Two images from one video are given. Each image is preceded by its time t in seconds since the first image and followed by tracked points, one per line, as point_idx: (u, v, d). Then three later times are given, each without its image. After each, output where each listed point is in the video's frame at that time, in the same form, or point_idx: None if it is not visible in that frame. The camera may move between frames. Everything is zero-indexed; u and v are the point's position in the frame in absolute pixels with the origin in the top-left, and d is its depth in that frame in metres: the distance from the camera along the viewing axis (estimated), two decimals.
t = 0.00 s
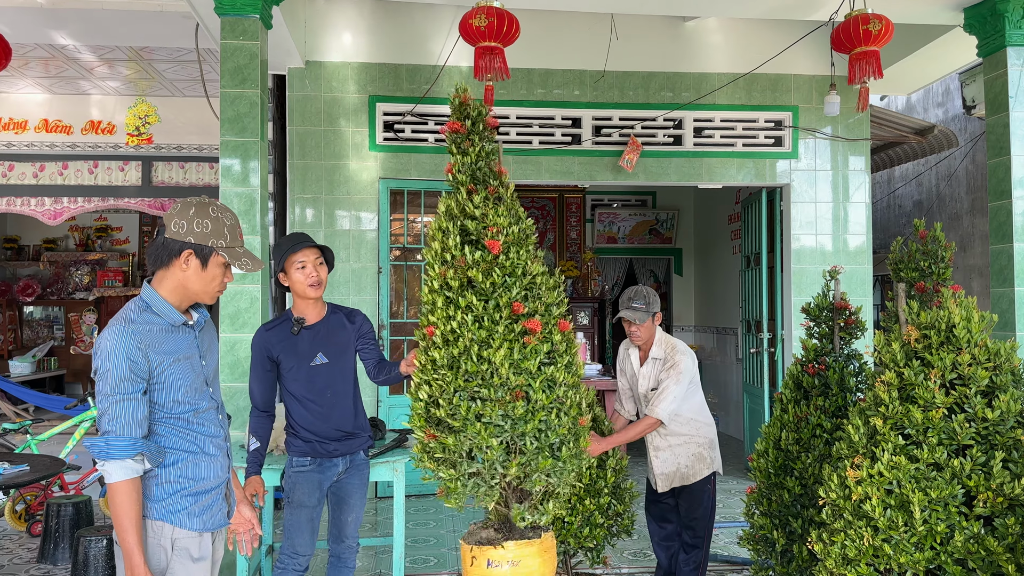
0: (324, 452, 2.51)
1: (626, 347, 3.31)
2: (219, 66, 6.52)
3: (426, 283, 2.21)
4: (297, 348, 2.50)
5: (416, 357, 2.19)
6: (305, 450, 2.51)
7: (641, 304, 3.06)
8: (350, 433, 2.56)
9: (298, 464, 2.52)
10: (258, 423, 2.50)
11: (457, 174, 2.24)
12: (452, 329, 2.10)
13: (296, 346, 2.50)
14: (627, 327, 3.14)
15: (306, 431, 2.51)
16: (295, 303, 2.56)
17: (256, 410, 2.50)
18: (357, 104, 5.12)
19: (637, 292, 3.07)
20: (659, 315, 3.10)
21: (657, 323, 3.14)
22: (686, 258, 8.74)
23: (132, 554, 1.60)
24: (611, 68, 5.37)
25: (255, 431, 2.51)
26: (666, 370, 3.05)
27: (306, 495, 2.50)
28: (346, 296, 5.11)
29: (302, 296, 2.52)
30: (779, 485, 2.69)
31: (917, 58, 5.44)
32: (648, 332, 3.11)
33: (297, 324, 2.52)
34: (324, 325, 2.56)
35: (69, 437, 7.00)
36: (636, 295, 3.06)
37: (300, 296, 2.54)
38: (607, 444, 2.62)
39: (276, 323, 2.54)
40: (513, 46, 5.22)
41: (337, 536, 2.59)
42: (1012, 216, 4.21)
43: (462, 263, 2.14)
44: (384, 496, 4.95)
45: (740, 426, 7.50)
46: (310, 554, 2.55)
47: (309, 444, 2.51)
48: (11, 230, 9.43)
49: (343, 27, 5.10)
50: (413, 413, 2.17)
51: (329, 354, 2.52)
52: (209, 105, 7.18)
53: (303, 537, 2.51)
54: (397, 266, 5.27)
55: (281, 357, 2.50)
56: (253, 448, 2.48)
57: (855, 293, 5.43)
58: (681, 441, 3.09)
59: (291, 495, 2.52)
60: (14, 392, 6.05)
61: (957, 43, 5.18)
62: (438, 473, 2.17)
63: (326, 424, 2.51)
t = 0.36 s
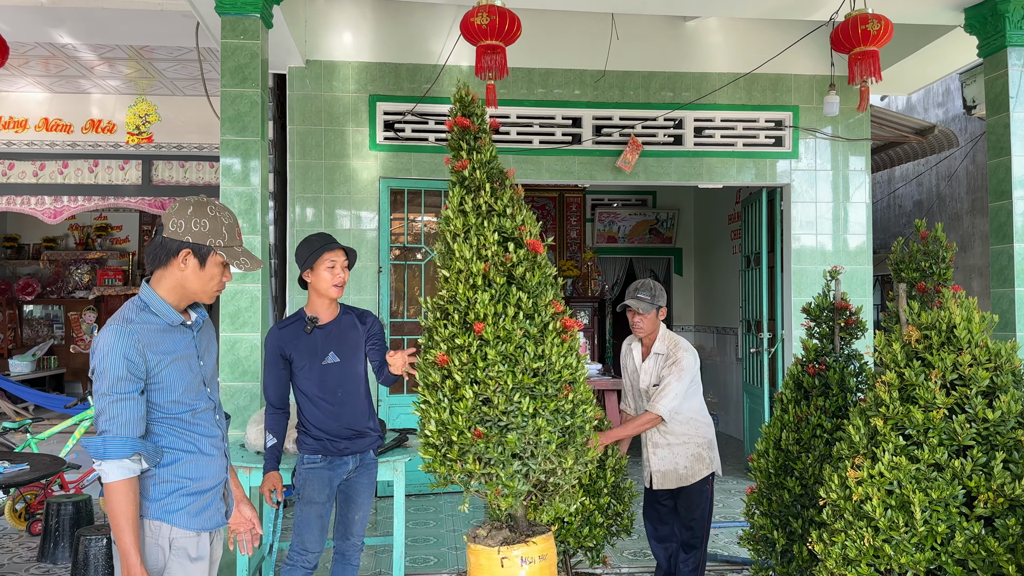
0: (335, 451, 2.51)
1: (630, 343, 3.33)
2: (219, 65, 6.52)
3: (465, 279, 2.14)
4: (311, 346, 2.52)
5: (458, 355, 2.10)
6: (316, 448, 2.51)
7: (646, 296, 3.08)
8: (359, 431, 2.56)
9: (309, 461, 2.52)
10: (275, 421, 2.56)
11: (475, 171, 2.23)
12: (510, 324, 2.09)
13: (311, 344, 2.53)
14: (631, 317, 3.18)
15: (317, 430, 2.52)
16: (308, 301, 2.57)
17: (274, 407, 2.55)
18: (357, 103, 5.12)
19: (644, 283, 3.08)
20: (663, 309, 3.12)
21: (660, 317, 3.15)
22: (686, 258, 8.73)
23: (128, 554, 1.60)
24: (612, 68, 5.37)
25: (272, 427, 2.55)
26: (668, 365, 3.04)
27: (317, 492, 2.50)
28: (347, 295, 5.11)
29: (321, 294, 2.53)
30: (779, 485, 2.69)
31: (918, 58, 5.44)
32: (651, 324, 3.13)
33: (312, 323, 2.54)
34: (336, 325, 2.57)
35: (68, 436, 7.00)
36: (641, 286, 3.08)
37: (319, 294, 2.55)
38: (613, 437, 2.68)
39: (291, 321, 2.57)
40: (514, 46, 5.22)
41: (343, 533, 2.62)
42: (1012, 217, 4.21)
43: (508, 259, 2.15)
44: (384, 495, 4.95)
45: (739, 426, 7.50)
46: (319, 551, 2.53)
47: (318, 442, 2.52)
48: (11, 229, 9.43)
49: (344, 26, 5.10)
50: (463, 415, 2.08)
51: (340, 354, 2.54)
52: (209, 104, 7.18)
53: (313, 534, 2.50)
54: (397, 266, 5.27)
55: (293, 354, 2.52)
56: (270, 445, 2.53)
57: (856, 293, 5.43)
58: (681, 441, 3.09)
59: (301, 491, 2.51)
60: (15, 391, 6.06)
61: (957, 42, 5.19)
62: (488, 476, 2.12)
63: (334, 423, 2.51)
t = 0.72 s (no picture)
0: (342, 450, 2.53)
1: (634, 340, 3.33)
2: (220, 64, 6.51)
3: (511, 275, 2.12)
4: (325, 342, 2.53)
5: (517, 351, 2.08)
6: (323, 446, 2.52)
7: (650, 292, 3.07)
8: (363, 431, 2.60)
9: (315, 459, 2.51)
10: (280, 414, 2.50)
11: (496, 170, 2.25)
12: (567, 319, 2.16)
13: (324, 340, 2.53)
14: (636, 313, 3.18)
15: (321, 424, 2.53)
16: (321, 295, 2.56)
17: (280, 400, 2.49)
18: (358, 102, 5.12)
19: (648, 280, 3.07)
20: (666, 306, 3.12)
21: (664, 314, 3.16)
22: (687, 257, 8.74)
23: (127, 554, 1.60)
24: (613, 67, 5.37)
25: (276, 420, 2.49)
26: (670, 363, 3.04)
27: (324, 491, 2.51)
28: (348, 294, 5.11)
29: (340, 294, 2.53)
30: (781, 485, 2.69)
31: (919, 58, 5.43)
32: (654, 320, 3.14)
33: (325, 319, 2.54)
34: (348, 325, 2.60)
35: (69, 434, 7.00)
36: (646, 283, 3.09)
37: (335, 291, 2.54)
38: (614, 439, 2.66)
39: (302, 315, 2.54)
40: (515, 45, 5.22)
41: (344, 532, 2.62)
42: (1014, 216, 4.21)
43: (549, 257, 2.21)
44: (385, 494, 4.96)
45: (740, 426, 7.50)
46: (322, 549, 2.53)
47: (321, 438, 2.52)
48: (11, 228, 9.44)
49: (345, 25, 5.10)
50: (525, 411, 2.07)
51: (355, 351, 2.58)
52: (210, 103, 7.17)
53: (318, 532, 2.51)
54: (397, 265, 5.27)
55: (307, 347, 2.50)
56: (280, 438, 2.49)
57: (857, 292, 5.43)
58: (682, 441, 3.09)
59: (306, 490, 2.52)
60: (16, 389, 6.05)
61: (959, 42, 5.18)
62: (541, 470, 2.12)
63: (341, 421, 2.54)
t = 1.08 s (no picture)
0: (340, 448, 2.55)
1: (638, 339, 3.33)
2: (221, 63, 6.51)
3: (554, 271, 2.17)
4: (332, 338, 2.54)
5: (568, 344, 2.15)
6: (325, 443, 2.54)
7: (654, 291, 3.07)
8: (364, 430, 2.61)
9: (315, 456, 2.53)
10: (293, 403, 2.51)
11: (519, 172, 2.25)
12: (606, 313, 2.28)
13: (334, 336, 2.55)
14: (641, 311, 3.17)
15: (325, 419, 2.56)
16: (335, 291, 2.57)
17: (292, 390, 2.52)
18: (360, 101, 5.11)
19: (652, 279, 3.06)
20: (671, 305, 3.12)
21: (668, 312, 3.15)
22: (687, 256, 8.76)
23: (160, 555, 1.61)
24: (614, 66, 5.37)
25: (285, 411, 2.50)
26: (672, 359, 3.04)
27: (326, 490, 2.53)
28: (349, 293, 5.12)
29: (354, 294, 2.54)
30: (784, 483, 2.69)
31: (921, 57, 5.43)
32: (659, 319, 3.13)
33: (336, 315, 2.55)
34: (356, 324, 2.60)
35: (70, 433, 7.00)
36: (650, 282, 3.08)
37: (349, 289, 2.54)
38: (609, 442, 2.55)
39: (313, 311, 2.56)
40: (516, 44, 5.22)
41: (343, 530, 2.63)
42: (1015, 216, 4.21)
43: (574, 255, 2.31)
44: (386, 492, 4.96)
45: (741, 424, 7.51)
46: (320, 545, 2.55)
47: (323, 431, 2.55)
48: (12, 225, 9.45)
49: (346, 23, 5.10)
50: (575, 401, 2.15)
51: (359, 351, 2.58)
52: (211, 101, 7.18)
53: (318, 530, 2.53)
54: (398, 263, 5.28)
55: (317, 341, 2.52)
56: (305, 424, 2.47)
57: (858, 291, 5.44)
58: (683, 439, 3.09)
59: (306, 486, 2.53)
60: (17, 387, 6.06)
61: (960, 42, 5.19)
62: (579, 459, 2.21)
63: (341, 418, 2.56)
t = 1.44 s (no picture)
0: (345, 447, 2.56)
1: (617, 357, 3.31)
2: (222, 61, 6.51)
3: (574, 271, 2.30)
4: (341, 337, 2.56)
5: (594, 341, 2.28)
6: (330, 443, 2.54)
7: (625, 302, 3.07)
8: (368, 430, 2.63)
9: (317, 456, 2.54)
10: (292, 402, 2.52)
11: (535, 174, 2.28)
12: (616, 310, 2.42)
13: (342, 334, 2.56)
14: (614, 325, 3.16)
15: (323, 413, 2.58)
16: (346, 290, 2.56)
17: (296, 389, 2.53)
18: (360, 99, 5.11)
19: (620, 291, 3.06)
20: (643, 313, 3.11)
21: (642, 321, 3.16)
22: (688, 255, 8.73)
23: (320, 517, 1.63)
24: (615, 65, 5.36)
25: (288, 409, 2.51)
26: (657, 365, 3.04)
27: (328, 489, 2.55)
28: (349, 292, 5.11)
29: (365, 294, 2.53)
30: (785, 482, 2.69)
31: (922, 56, 5.42)
32: (634, 329, 3.12)
33: (346, 314, 2.56)
34: (366, 324, 2.60)
35: (70, 432, 7.00)
36: (620, 293, 3.07)
37: (360, 289, 2.53)
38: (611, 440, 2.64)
39: (321, 308, 2.57)
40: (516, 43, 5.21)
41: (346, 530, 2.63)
42: (1016, 215, 4.21)
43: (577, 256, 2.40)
44: (387, 491, 4.96)
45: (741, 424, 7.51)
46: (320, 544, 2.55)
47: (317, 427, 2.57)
48: (13, 224, 9.45)
49: (346, 22, 5.09)
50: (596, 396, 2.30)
51: (367, 351, 2.60)
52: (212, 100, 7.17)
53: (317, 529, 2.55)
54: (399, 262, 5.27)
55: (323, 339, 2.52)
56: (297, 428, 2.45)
57: (859, 291, 5.43)
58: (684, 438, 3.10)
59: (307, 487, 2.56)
60: (17, 386, 6.06)
61: (961, 41, 5.19)
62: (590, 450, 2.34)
63: (341, 416, 2.56)
